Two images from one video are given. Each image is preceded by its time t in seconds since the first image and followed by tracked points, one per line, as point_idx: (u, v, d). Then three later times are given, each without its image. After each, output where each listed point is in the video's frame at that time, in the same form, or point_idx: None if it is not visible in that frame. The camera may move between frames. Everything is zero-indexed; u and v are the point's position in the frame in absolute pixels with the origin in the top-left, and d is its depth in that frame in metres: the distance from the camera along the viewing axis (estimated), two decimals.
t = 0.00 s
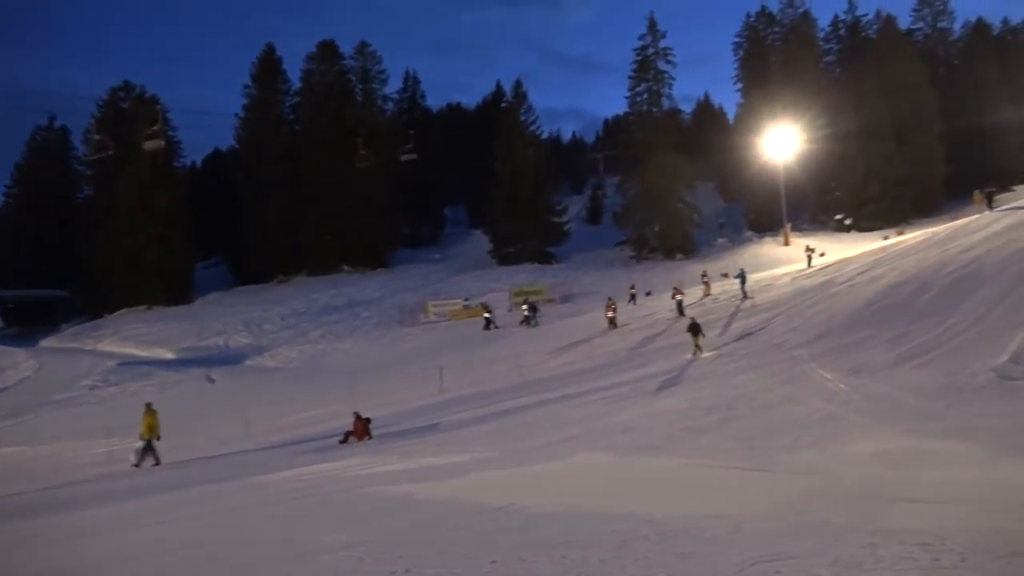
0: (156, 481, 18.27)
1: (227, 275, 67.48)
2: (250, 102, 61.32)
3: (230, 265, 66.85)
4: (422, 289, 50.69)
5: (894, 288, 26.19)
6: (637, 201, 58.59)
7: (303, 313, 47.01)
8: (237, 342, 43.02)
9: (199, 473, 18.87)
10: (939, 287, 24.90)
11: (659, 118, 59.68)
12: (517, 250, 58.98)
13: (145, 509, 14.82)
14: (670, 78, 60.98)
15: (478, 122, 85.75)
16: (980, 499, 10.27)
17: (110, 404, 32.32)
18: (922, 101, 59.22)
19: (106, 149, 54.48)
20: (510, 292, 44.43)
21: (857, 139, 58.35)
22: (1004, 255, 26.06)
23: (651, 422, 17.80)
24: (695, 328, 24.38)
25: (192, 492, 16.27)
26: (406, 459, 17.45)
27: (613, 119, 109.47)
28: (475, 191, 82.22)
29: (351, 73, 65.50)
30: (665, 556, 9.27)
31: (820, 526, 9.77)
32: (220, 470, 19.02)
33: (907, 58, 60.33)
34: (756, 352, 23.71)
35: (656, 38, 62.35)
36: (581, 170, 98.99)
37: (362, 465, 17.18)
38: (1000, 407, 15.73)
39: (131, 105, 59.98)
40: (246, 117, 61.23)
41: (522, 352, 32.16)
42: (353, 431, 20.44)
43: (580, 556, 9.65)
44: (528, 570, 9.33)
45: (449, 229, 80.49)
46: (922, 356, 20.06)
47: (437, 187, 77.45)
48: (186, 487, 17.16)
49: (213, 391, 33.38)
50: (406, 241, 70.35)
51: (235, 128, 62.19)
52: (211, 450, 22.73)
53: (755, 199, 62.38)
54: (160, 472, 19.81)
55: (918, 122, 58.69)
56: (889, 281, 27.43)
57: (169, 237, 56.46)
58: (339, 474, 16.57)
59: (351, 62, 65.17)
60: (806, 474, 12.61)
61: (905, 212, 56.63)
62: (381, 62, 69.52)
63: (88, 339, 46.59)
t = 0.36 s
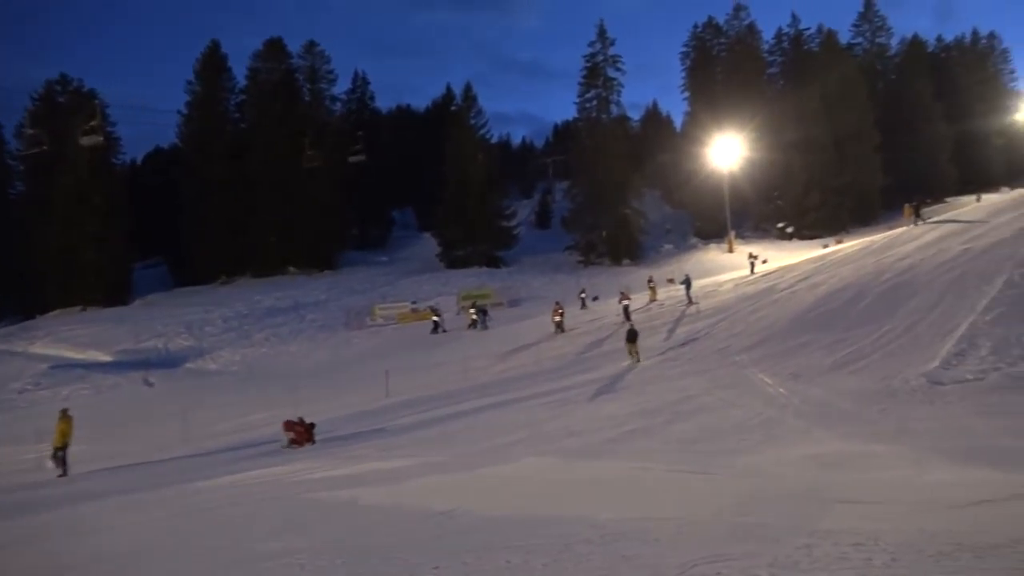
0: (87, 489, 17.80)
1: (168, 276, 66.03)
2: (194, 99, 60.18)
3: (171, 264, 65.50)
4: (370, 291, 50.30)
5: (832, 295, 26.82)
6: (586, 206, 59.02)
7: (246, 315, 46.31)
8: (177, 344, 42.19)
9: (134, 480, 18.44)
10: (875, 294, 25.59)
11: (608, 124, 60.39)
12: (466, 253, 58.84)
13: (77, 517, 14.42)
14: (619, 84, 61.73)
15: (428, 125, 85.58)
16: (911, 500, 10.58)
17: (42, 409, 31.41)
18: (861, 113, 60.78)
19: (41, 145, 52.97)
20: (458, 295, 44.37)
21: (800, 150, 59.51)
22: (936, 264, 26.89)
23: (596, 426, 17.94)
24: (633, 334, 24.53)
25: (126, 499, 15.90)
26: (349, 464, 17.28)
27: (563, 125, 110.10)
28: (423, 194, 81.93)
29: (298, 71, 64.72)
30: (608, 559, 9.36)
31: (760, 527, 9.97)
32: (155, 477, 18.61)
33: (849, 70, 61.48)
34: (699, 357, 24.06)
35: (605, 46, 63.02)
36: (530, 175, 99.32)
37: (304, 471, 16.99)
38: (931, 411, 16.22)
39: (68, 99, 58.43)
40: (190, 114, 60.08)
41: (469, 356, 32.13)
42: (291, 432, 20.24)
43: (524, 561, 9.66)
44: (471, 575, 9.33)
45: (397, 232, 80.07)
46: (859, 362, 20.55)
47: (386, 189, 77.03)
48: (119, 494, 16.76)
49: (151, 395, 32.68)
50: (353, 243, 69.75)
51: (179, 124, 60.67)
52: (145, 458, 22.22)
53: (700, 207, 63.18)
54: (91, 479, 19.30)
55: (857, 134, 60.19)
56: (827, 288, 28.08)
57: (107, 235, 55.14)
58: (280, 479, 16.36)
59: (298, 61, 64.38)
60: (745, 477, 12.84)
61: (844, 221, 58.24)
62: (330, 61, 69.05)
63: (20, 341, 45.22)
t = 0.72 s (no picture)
0: (19, 494, 17.29)
1: (108, 273, 64.46)
2: (138, 93, 58.95)
3: (111, 262, 63.99)
4: (318, 292, 49.82)
5: (776, 301, 27.31)
6: (536, 210, 59.27)
7: (190, 315, 45.51)
8: (117, 344, 41.27)
9: (69, 484, 17.99)
10: (817, 301, 26.12)
11: (560, 129, 60.74)
12: (416, 255, 58.57)
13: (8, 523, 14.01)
14: (571, 89, 62.05)
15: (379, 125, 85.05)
16: (848, 501, 10.84)
17: None
18: (806, 123, 61.99)
19: None
20: (407, 297, 44.17)
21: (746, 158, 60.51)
22: (875, 271, 27.57)
23: (543, 429, 18.01)
24: (571, 342, 24.38)
25: (60, 504, 15.50)
26: (293, 467, 17.10)
27: (514, 129, 110.20)
28: (373, 195, 81.38)
29: (246, 67, 63.78)
30: (553, 561, 9.43)
31: (701, 529, 10.14)
32: (92, 480, 18.18)
33: (792, 81, 62.77)
34: (646, 361, 24.31)
35: (558, 50, 63.30)
36: (482, 177, 99.38)
37: (247, 474, 16.76)
38: (869, 414, 16.63)
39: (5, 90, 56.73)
40: (133, 108, 58.81)
41: (418, 359, 31.98)
42: (228, 438, 20.06)
43: (469, 564, 9.67)
44: None
45: (347, 233, 79.40)
46: (801, 366, 20.99)
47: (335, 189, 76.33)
48: (53, 498, 16.33)
49: (88, 397, 31.91)
50: (301, 243, 68.96)
51: (121, 119, 59.36)
52: (80, 461, 21.68)
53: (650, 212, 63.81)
54: (23, 483, 18.77)
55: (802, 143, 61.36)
56: (772, 294, 28.58)
57: (44, 232, 53.66)
58: (222, 483, 16.11)
59: (247, 57, 63.48)
60: (690, 479, 13.02)
61: (789, 229, 59.43)
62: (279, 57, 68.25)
63: None
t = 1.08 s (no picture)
0: None
1: (48, 271, 62.86)
2: (81, 88, 57.62)
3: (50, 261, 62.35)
4: (267, 294, 49.17)
5: (723, 308, 27.72)
6: (489, 215, 59.29)
7: (133, 317, 44.56)
8: (55, 346, 40.20)
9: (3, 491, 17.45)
10: (763, 308, 26.59)
11: (514, 134, 60.86)
12: (367, 258, 58.19)
13: None
14: (525, 95, 62.21)
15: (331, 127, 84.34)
16: (791, 504, 11.05)
17: None
18: (756, 134, 63.11)
19: None
20: (358, 300, 43.84)
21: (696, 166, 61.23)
22: (819, 279, 28.16)
23: (494, 434, 18.03)
24: (515, 348, 24.35)
25: None
26: (237, 473, 16.83)
27: (468, 133, 110.12)
28: (324, 196, 80.63)
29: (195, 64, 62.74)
30: (502, 567, 9.43)
31: (648, 533, 10.24)
32: (26, 487, 17.66)
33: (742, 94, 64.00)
34: (597, 366, 24.47)
35: (513, 56, 63.44)
36: (436, 181, 99.15)
37: (189, 481, 16.45)
38: (813, 420, 16.96)
39: None
40: (76, 103, 57.45)
41: (368, 363, 31.76)
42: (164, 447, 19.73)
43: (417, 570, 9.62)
44: None
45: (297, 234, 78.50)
46: (748, 373, 21.32)
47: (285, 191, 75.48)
48: None
49: (24, 400, 31.01)
50: (250, 244, 68.02)
51: (62, 115, 57.91)
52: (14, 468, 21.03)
53: (602, 218, 64.30)
54: None
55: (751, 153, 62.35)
56: (720, 301, 29.00)
57: None
58: (164, 490, 15.78)
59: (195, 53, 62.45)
60: (638, 484, 13.13)
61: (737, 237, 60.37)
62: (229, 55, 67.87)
63: None
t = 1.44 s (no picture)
0: None
1: None
2: (26, 83, 56.26)
3: None
4: (218, 297, 48.46)
5: (676, 316, 28.01)
6: (445, 220, 59.23)
7: (79, 320, 43.53)
8: None
9: None
10: (715, 316, 26.94)
11: (471, 140, 60.97)
12: (321, 262, 57.68)
13: None
14: (483, 101, 62.31)
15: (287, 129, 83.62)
16: (739, 510, 11.19)
17: None
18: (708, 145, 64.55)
19: None
20: (311, 305, 43.42)
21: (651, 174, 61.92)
22: (769, 289, 28.62)
23: (448, 440, 17.98)
24: (460, 358, 24.26)
25: None
26: (184, 480, 16.53)
27: (424, 138, 109.86)
28: (277, 199, 79.76)
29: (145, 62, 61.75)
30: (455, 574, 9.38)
31: (601, 539, 10.28)
32: None
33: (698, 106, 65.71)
34: (551, 373, 24.54)
35: (471, 62, 63.48)
36: (392, 186, 98.75)
37: (133, 488, 16.07)
38: (762, 426, 17.22)
39: None
40: (20, 99, 56.06)
41: (321, 368, 31.46)
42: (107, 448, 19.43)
43: None
44: None
45: (250, 237, 77.49)
46: (700, 380, 21.58)
47: (238, 193, 74.47)
48: None
49: None
50: (201, 246, 66.89)
51: (6, 110, 56.47)
52: None
53: (558, 225, 64.61)
54: None
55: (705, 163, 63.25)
56: (673, 309, 29.30)
57: None
58: (107, 498, 15.42)
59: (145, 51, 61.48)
60: (590, 490, 13.19)
61: (691, 246, 61.08)
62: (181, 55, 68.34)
63: None
